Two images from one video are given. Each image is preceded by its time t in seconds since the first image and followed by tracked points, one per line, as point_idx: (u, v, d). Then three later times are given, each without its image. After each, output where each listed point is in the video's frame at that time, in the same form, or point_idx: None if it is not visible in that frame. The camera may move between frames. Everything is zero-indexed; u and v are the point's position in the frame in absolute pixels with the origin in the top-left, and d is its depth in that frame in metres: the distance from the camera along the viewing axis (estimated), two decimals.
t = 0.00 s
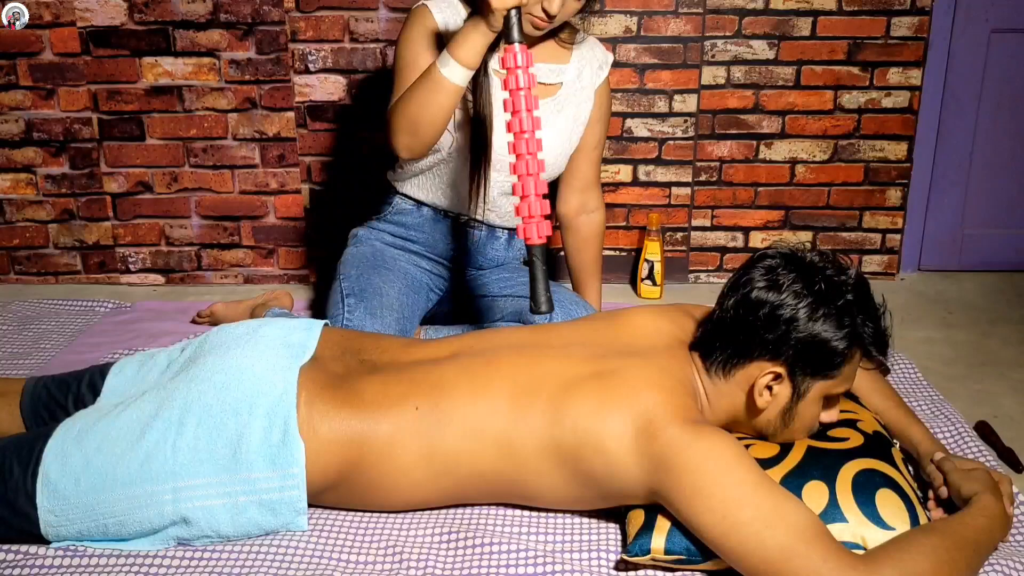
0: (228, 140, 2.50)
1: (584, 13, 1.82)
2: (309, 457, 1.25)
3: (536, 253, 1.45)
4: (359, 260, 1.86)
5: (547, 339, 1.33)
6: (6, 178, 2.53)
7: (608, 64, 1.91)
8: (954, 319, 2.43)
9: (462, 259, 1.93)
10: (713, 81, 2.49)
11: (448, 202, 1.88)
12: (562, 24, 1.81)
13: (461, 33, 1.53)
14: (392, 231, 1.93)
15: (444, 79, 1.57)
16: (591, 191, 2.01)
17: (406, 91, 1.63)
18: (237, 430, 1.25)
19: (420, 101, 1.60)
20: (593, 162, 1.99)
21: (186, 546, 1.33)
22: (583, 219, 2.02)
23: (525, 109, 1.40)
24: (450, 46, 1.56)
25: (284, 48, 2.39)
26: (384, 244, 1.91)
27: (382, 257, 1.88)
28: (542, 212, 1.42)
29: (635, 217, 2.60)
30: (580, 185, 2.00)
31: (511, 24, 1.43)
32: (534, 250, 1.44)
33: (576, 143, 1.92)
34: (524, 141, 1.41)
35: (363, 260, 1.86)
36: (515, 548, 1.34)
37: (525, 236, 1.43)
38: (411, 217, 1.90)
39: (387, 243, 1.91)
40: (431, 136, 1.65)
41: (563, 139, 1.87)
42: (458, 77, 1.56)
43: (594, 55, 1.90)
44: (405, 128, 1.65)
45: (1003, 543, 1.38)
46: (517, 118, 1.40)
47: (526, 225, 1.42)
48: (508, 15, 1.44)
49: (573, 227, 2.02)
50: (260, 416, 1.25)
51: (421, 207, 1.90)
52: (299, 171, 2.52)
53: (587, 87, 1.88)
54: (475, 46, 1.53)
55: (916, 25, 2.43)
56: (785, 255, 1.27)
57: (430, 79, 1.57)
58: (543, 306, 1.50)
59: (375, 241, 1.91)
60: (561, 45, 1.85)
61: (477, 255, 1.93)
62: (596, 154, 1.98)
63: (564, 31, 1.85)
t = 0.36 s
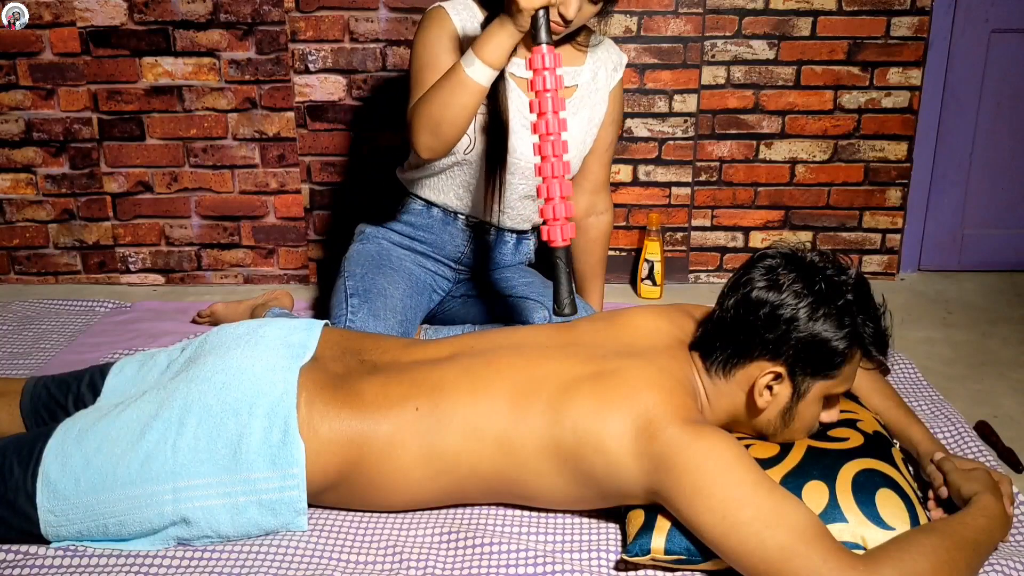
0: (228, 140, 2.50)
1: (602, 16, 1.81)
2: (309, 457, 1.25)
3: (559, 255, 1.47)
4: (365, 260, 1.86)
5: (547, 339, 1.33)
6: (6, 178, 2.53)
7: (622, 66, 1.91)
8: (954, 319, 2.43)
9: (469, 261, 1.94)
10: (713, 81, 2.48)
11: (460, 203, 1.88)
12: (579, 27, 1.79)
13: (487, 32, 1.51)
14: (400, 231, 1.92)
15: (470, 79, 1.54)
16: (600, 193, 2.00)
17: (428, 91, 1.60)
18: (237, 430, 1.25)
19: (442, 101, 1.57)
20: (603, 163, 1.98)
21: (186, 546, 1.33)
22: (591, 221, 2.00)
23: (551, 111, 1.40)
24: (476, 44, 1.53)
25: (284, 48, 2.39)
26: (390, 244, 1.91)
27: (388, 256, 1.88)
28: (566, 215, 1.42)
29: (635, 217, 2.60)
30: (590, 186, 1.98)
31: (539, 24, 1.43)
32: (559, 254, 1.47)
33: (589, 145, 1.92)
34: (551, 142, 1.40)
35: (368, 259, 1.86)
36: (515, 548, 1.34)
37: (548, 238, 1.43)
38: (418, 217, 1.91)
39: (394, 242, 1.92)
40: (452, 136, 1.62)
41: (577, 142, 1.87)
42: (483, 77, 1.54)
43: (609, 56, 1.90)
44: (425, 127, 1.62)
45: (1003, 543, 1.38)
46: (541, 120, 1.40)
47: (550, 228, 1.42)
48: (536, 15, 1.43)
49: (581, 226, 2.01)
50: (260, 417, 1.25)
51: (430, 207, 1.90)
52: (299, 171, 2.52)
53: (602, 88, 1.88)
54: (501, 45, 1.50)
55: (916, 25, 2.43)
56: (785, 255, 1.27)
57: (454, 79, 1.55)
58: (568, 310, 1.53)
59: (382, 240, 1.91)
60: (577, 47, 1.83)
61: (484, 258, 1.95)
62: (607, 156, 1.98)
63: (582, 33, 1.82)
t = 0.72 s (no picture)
0: (228, 140, 2.50)
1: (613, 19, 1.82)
2: (309, 457, 1.25)
3: (583, 261, 1.35)
4: (369, 259, 1.86)
5: (547, 339, 1.33)
6: (6, 178, 2.53)
7: (633, 69, 1.91)
8: (954, 319, 2.43)
9: (472, 263, 1.94)
10: (713, 82, 2.48)
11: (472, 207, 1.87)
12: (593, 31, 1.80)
13: (519, 25, 1.46)
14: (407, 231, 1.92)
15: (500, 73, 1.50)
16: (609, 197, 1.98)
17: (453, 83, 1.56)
18: (237, 431, 1.25)
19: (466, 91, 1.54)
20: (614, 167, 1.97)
21: (186, 546, 1.33)
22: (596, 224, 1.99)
23: (585, 115, 1.33)
24: (506, 37, 1.49)
25: (284, 48, 2.39)
26: (395, 244, 1.91)
27: (393, 257, 1.88)
28: (594, 221, 1.35)
29: (634, 217, 2.60)
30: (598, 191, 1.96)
31: (577, 26, 1.33)
32: (581, 259, 1.36)
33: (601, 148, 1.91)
34: (584, 146, 1.33)
35: (373, 259, 1.86)
36: (515, 548, 1.34)
37: (574, 244, 1.35)
38: (424, 218, 1.90)
39: (399, 242, 1.91)
40: (478, 128, 1.58)
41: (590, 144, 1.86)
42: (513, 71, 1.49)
43: (620, 57, 1.91)
44: (451, 120, 1.58)
45: (1003, 543, 1.38)
46: (575, 124, 1.33)
47: (576, 233, 1.34)
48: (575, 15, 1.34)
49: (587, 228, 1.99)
50: (260, 417, 1.25)
51: (439, 209, 1.90)
52: (299, 171, 2.52)
53: (613, 91, 1.88)
54: (533, 40, 1.46)
55: (916, 25, 2.43)
56: (785, 255, 1.27)
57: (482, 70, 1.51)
58: (589, 316, 1.35)
59: (388, 240, 1.91)
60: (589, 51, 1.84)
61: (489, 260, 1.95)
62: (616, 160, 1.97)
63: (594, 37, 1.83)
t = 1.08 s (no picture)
0: (228, 140, 2.50)
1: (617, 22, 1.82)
2: (309, 457, 1.25)
3: (614, 278, 1.30)
4: (369, 260, 1.86)
5: (547, 339, 1.33)
6: (6, 178, 2.53)
7: (636, 71, 1.91)
8: (954, 319, 2.43)
9: (473, 263, 1.94)
10: (713, 82, 2.48)
11: (475, 210, 1.88)
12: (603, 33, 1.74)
13: (542, 32, 1.46)
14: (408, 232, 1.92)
15: (517, 75, 1.49)
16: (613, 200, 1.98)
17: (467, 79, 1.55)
18: (237, 431, 1.25)
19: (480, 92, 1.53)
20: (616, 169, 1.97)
21: (186, 546, 1.33)
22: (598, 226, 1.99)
23: (614, 130, 1.27)
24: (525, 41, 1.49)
25: (284, 48, 2.39)
26: (396, 245, 1.91)
27: (394, 258, 1.89)
28: (625, 237, 1.31)
29: (634, 217, 2.60)
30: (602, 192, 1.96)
31: (605, 37, 1.30)
32: (609, 276, 1.30)
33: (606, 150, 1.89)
34: (612, 162, 1.28)
35: (374, 259, 1.86)
36: (515, 548, 1.34)
37: (604, 261, 1.31)
38: (425, 220, 1.91)
39: (400, 243, 1.92)
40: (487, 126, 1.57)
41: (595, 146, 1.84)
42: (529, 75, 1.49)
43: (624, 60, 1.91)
44: (461, 115, 1.57)
45: (1003, 544, 1.38)
46: (603, 139, 1.28)
47: (607, 250, 1.30)
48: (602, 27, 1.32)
49: (589, 229, 2.00)
50: (260, 417, 1.25)
51: (440, 210, 1.90)
52: (299, 171, 2.52)
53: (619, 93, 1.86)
54: (553, 46, 1.46)
55: (916, 26, 2.43)
56: (785, 255, 1.27)
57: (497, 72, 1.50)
58: (618, 333, 1.31)
59: (389, 241, 1.91)
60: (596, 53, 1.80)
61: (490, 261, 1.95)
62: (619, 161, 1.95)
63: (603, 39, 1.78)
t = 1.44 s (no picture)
0: (228, 140, 2.50)
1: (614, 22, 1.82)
2: (309, 457, 1.25)
3: (621, 283, 1.30)
4: (369, 260, 1.86)
5: (547, 339, 1.33)
6: (6, 178, 2.53)
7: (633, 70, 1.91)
8: (954, 319, 2.43)
9: (473, 263, 1.94)
10: (713, 82, 2.48)
11: (474, 210, 1.88)
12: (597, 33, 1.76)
13: (543, 31, 1.45)
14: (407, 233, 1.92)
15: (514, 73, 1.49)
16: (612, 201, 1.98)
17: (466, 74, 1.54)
18: (237, 431, 1.25)
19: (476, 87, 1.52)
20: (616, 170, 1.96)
21: (186, 546, 1.33)
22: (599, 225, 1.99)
23: (619, 132, 1.30)
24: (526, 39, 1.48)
25: (284, 48, 2.39)
26: (394, 245, 1.91)
27: (393, 258, 1.88)
28: (631, 241, 1.32)
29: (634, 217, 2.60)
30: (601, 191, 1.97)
31: (607, 40, 1.33)
32: (620, 282, 1.31)
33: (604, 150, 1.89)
34: (618, 165, 1.30)
35: (373, 260, 1.86)
36: (515, 548, 1.34)
37: (611, 265, 1.32)
38: (424, 220, 1.91)
39: (399, 243, 1.92)
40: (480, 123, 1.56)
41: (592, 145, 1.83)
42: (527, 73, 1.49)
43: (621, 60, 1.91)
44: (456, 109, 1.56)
45: (1003, 544, 1.38)
46: (608, 142, 1.30)
47: (614, 254, 1.32)
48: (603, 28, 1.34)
49: (590, 230, 2.00)
50: (260, 417, 1.25)
51: (439, 211, 1.90)
52: (299, 171, 2.52)
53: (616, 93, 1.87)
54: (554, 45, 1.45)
55: (916, 26, 2.43)
56: (785, 255, 1.27)
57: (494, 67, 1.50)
58: (628, 340, 1.29)
59: (388, 241, 1.91)
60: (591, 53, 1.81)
61: (490, 262, 1.96)
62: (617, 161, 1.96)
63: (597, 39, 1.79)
